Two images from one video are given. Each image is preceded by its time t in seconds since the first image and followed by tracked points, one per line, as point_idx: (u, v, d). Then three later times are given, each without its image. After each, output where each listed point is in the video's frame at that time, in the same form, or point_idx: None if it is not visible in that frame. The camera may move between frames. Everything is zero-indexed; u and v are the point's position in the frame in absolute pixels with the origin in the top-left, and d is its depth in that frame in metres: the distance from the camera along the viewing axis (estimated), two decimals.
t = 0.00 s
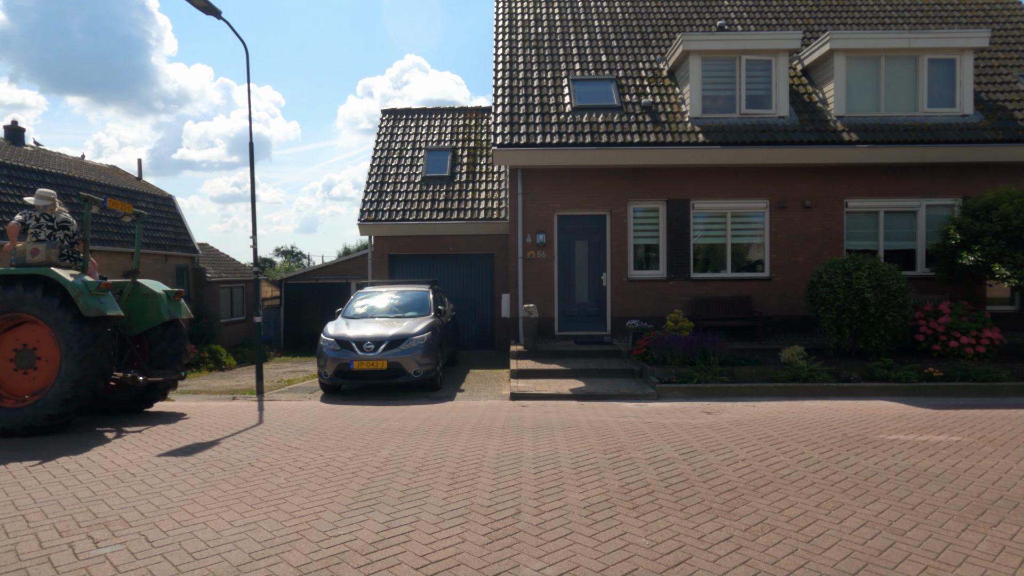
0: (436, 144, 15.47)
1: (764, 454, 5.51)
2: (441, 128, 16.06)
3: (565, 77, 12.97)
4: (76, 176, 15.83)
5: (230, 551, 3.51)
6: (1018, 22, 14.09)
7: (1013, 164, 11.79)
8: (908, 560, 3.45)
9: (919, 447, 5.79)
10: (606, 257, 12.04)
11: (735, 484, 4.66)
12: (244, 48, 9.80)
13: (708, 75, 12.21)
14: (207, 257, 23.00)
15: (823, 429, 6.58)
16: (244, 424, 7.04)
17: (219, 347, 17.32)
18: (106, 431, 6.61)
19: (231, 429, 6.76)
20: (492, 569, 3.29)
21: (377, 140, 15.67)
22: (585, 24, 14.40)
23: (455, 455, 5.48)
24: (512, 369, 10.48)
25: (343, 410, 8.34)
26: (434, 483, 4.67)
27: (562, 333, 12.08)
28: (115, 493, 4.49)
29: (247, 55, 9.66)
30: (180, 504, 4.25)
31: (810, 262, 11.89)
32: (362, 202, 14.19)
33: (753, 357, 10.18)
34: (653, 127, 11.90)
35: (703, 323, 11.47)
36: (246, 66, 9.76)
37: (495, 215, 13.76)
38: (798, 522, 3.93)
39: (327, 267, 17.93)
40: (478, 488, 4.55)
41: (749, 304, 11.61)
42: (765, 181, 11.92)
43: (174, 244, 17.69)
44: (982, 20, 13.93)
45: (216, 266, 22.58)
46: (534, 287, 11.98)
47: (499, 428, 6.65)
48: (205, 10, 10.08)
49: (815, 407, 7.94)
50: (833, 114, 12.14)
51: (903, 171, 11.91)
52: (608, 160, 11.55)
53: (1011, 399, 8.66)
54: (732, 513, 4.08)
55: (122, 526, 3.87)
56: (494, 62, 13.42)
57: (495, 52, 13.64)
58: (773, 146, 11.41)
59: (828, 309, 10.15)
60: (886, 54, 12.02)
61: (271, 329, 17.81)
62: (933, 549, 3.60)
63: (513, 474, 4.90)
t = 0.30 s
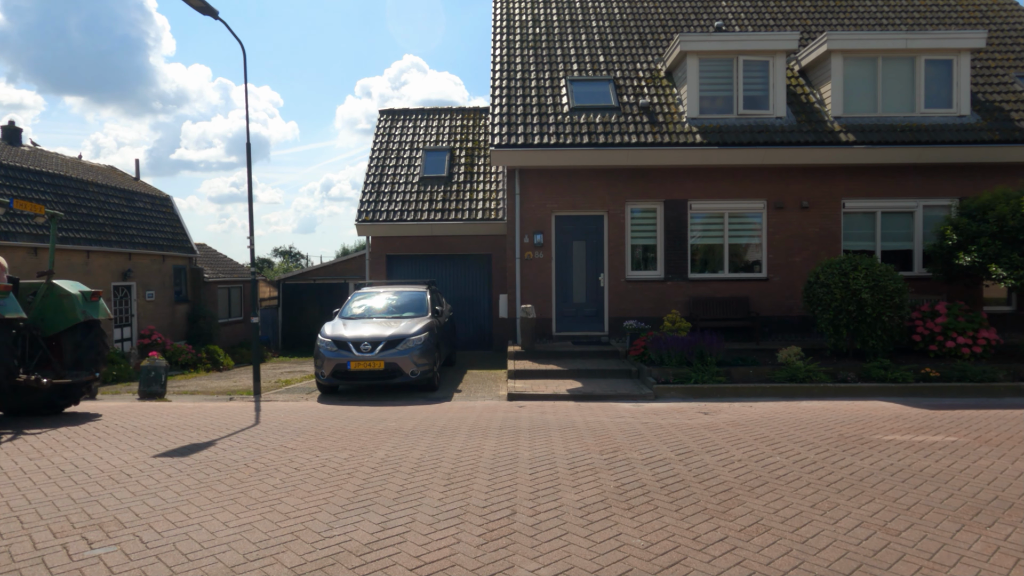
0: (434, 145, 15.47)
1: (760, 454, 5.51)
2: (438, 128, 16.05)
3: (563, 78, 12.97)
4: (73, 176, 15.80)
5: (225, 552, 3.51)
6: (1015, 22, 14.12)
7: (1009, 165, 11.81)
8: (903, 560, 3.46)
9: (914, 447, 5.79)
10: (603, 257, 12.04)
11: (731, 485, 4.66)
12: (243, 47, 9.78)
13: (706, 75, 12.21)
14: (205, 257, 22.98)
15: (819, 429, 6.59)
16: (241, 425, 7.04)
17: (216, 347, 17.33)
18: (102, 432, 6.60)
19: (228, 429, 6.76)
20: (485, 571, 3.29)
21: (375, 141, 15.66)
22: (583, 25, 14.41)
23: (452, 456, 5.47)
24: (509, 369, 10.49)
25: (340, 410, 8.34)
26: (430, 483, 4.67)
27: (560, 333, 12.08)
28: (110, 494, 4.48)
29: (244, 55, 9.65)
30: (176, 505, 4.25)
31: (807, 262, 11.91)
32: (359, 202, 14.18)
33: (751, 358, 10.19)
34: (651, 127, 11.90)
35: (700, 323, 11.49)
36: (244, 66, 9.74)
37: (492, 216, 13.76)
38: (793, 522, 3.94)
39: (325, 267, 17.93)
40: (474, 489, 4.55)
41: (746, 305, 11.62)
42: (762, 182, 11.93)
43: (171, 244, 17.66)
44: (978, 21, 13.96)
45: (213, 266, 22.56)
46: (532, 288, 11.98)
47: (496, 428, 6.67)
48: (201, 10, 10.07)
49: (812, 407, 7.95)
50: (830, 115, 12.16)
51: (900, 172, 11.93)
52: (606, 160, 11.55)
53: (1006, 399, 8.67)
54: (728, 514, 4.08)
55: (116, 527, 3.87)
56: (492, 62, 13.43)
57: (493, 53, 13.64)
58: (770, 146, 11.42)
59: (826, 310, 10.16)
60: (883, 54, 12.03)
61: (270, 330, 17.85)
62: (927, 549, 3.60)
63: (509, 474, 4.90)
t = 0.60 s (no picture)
0: (434, 145, 15.48)
1: (758, 455, 5.51)
2: (438, 129, 16.06)
3: (562, 78, 12.97)
4: (74, 177, 15.83)
5: (219, 553, 3.51)
6: (1016, 23, 14.10)
7: (1010, 165, 11.79)
8: (898, 562, 3.45)
9: (912, 448, 5.78)
10: (603, 257, 12.04)
11: (728, 486, 4.66)
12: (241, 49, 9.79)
13: (705, 76, 12.21)
14: (205, 258, 23.01)
15: (817, 430, 6.58)
16: (239, 425, 7.06)
17: (216, 347, 17.35)
18: (101, 433, 6.61)
19: (226, 430, 6.77)
20: (479, 572, 3.29)
21: (375, 141, 15.67)
22: (583, 25, 14.41)
23: (449, 457, 5.47)
24: (508, 369, 10.50)
25: (339, 410, 8.34)
26: (426, 485, 4.67)
27: (560, 334, 12.08)
28: (106, 495, 4.49)
29: (243, 56, 9.65)
30: (171, 506, 4.25)
31: (807, 263, 11.90)
32: (359, 203, 14.19)
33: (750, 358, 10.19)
34: (650, 128, 11.89)
35: (699, 324, 11.48)
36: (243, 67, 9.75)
37: (492, 216, 13.76)
38: (788, 524, 3.93)
39: (325, 268, 17.95)
40: (470, 490, 4.55)
41: (746, 305, 11.61)
42: (762, 182, 11.92)
43: (172, 245, 17.68)
44: (979, 21, 13.95)
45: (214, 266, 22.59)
46: (531, 288, 11.98)
47: (494, 429, 6.67)
48: (201, 11, 10.08)
49: (811, 408, 7.94)
50: (830, 115, 12.15)
51: (900, 172, 11.91)
52: (605, 161, 11.55)
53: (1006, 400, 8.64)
54: (723, 515, 4.07)
55: (112, 528, 3.87)
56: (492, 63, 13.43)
57: (493, 54, 13.64)
58: (770, 147, 11.41)
59: (825, 311, 10.14)
60: (883, 55, 12.01)
61: (269, 330, 17.99)
62: (924, 551, 3.59)
63: (505, 476, 4.90)
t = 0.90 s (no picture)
0: (436, 146, 15.49)
1: (760, 456, 5.50)
2: (441, 129, 16.07)
3: (564, 78, 12.97)
4: (78, 177, 15.86)
5: (221, 553, 3.52)
6: (1019, 22, 14.06)
7: (1014, 164, 11.75)
8: (899, 563, 3.45)
9: (914, 449, 5.77)
10: (605, 258, 12.03)
11: (729, 487, 4.66)
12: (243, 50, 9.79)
13: (707, 76, 12.19)
14: (208, 258, 23.06)
15: (819, 431, 6.57)
16: (241, 425, 7.07)
17: (219, 347, 17.40)
18: (103, 433, 6.63)
19: (228, 430, 6.79)
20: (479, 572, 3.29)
21: (377, 142, 15.69)
22: (585, 26, 14.41)
23: (450, 457, 5.48)
24: (510, 370, 10.50)
25: (340, 410, 8.35)
26: (427, 484, 4.68)
27: (562, 334, 12.08)
28: (108, 495, 4.50)
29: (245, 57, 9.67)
30: (173, 506, 4.26)
31: (810, 263, 11.88)
32: (361, 203, 14.20)
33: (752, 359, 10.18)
34: (653, 128, 11.88)
35: (701, 324, 11.47)
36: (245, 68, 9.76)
37: (495, 216, 13.76)
38: (789, 524, 3.93)
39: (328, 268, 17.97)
40: (471, 490, 4.55)
41: (748, 305, 11.60)
42: (765, 182, 11.90)
43: (175, 245, 17.72)
44: (983, 20, 13.91)
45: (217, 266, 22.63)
46: (533, 288, 11.98)
47: (495, 429, 6.68)
48: (203, 11, 10.08)
49: (813, 409, 7.92)
50: (833, 115, 12.13)
51: (903, 172, 11.89)
52: (607, 161, 11.54)
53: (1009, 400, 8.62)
54: (724, 515, 4.07)
55: (114, 528, 3.89)
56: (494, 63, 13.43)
57: (495, 54, 13.64)
58: (773, 147, 11.39)
59: (828, 311, 10.12)
60: (886, 55, 11.98)
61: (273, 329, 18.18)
62: (925, 552, 3.59)
63: (506, 476, 4.91)
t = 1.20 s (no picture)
0: (440, 146, 15.50)
1: (766, 456, 5.50)
2: (444, 129, 16.08)
3: (568, 78, 12.96)
4: (83, 178, 15.90)
5: (229, 551, 3.53)
6: None
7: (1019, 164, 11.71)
8: (907, 562, 3.44)
9: (920, 449, 5.76)
10: (609, 258, 12.03)
11: (736, 486, 4.66)
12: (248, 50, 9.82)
13: (711, 75, 12.18)
14: (213, 258, 23.11)
15: (824, 430, 6.55)
16: (247, 425, 7.09)
17: (223, 347, 17.44)
18: (109, 432, 6.64)
19: (234, 429, 6.80)
20: (487, 571, 3.30)
21: (381, 142, 15.70)
22: (589, 25, 14.40)
23: (456, 457, 5.48)
24: (514, 369, 10.51)
25: (345, 410, 8.35)
26: (433, 484, 4.68)
27: (566, 334, 12.08)
28: (116, 494, 4.51)
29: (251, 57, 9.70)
30: (181, 505, 4.27)
31: (814, 263, 11.86)
32: (366, 203, 14.22)
33: (757, 359, 10.17)
34: (657, 128, 11.87)
35: (705, 324, 11.46)
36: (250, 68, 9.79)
37: (499, 216, 13.77)
38: (797, 524, 3.92)
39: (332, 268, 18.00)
40: (477, 490, 4.55)
41: (752, 305, 11.59)
42: (769, 182, 11.89)
43: (179, 245, 17.75)
44: (988, 19, 13.87)
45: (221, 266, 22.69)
46: (537, 288, 11.98)
47: (500, 429, 6.68)
48: (208, 12, 10.09)
49: (818, 408, 7.91)
50: (838, 115, 12.10)
51: (908, 172, 11.86)
52: (611, 161, 11.54)
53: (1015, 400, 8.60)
54: (732, 515, 4.07)
55: (122, 527, 3.89)
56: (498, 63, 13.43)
57: (499, 54, 13.64)
58: (777, 147, 11.37)
59: (834, 312, 10.09)
60: (890, 54, 11.95)
61: (278, 330, 18.38)
62: (933, 552, 3.58)
63: (512, 475, 4.91)
